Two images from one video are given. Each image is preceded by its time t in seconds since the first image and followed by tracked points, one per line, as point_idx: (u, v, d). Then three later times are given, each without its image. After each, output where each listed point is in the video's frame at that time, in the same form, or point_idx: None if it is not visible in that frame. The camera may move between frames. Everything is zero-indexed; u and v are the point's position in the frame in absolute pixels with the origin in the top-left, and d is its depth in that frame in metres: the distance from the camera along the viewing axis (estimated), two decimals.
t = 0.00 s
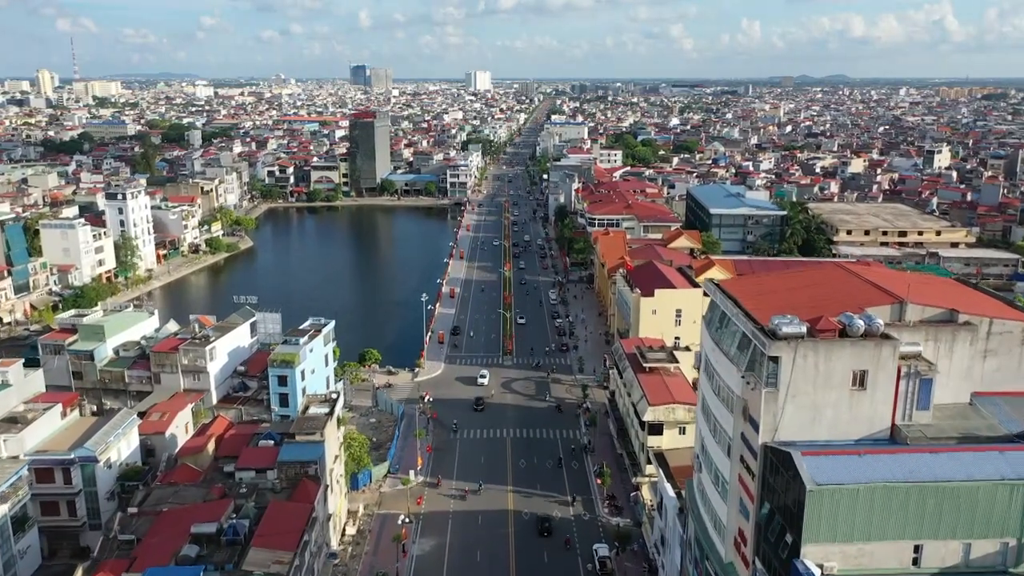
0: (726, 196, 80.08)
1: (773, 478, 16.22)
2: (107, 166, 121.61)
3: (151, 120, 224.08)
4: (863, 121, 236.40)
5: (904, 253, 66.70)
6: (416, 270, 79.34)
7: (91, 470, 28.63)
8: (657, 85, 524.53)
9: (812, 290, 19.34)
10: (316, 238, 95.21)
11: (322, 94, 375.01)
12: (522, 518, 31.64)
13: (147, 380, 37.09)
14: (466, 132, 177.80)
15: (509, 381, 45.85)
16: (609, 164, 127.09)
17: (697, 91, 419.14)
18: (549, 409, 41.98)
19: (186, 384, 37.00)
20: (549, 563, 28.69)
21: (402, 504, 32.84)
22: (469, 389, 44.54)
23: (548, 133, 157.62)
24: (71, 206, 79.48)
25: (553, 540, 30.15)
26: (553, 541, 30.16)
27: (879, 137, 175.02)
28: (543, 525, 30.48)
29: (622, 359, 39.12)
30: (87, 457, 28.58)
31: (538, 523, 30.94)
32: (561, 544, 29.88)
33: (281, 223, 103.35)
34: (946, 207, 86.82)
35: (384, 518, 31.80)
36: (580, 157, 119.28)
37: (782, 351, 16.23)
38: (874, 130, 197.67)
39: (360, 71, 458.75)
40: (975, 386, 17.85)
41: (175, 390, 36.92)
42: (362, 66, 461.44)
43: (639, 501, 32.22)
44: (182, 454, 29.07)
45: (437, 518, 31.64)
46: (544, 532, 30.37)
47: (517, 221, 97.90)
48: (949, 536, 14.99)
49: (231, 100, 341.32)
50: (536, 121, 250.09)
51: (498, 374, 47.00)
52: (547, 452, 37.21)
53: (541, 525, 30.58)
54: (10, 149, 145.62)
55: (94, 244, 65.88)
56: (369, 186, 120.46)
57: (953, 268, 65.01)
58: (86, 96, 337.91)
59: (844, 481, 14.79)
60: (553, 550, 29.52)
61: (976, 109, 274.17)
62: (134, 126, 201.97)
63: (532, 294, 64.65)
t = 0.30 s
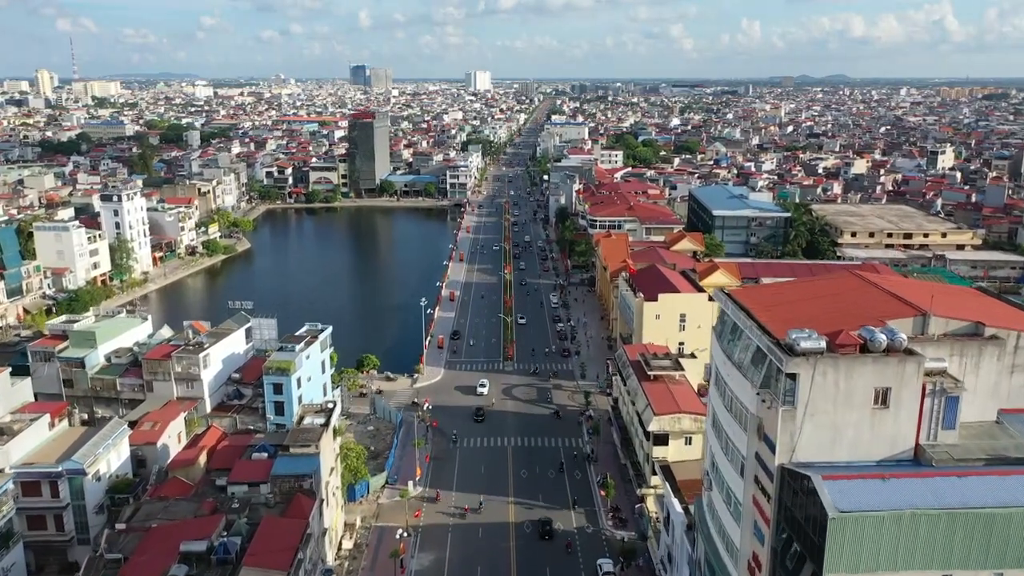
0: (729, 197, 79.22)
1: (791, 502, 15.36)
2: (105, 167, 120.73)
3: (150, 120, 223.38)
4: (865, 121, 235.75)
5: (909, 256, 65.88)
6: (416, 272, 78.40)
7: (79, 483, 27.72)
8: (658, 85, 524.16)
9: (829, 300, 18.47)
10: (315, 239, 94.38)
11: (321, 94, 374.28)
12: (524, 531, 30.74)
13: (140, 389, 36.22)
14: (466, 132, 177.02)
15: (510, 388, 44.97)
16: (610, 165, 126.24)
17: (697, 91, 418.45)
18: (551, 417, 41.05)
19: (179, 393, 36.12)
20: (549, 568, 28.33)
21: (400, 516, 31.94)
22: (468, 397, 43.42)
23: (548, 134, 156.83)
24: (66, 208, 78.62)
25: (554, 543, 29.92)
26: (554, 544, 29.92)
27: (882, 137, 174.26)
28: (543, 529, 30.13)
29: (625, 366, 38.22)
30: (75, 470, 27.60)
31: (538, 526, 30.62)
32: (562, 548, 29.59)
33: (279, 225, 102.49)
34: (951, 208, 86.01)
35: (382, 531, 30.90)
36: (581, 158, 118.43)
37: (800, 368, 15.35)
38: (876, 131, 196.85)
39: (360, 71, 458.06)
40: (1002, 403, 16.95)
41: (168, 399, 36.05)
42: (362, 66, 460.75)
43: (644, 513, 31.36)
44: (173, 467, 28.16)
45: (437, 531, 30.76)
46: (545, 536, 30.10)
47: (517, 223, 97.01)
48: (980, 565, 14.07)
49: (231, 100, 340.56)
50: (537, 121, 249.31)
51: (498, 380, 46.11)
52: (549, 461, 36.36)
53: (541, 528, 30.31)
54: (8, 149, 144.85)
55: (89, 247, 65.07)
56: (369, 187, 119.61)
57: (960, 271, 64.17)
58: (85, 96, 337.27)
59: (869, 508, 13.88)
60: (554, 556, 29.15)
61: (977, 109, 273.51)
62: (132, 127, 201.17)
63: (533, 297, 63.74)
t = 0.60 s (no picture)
0: (732, 199, 78.32)
1: (811, 528, 14.51)
2: (102, 168, 119.96)
3: (149, 120, 222.57)
4: (866, 121, 235.09)
5: (915, 258, 65.04)
6: (415, 275, 77.40)
7: (66, 497, 26.81)
8: (658, 85, 523.72)
9: (847, 312, 17.65)
10: (313, 241, 93.45)
11: (321, 95, 373.54)
12: (526, 545, 29.83)
13: (132, 397, 35.38)
14: (466, 133, 176.24)
15: (511, 394, 44.09)
16: (610, 166, 125.44)
17: (697, 91, 417.70)
18: (552, 424, 40.15)
19: (172, 401, 35.24)
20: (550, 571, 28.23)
21: (397, 529, 31.01)
22: (468, 404, 42.49)
23: (548, 135, 155.97)
24: (61, 210, 77.77)
25: (556, 546, 29.79)
26: (556, 547, 29.77)
27: (883, 137, 173.48)
28: (545, 531, 30.10)
29: (629, 373, 37.32)
30: (62, 483, 26.70)
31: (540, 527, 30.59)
32: (563, 552, 29.41)
33: (278, 227, 101.68)
34: (956, 209, 85.19)
35: (378, 545, 30.00)
36: (582, 159, 117.57)
37: (820, 387, 14.51)
38: (878, 131, 196.06)
39: (360, 71, 457.28)
40: None
41: (161, 407, 35.19)
42: (362, 66, 460.11)
43: (649, 526, 30.49)
44: (163, 480, 27.25)
45: (436, 546, 29.85)
46: (546, 538, 30.00)
47: (518, 224, 96.17)
48: None
49: (230, 100, 339.92)
50: (537, 122, 248.54)
51: (499, 386, 45.24)
52: (551, 470, 35.53)
53: (544, 531, 30.24)
54: (5, 150, 144.08)
55: (83, 250, 64.18)
56: (368, 188, 118.73)
57: (966, 274, 63.35)
58: (84, 96, 336.88)
59: (896, 538, 12.99)
60: (555, 558, 29.04)
61: (979, 109, 272.76)
62: (131, 127, 200.46)
63: (534, 301, 62.84)
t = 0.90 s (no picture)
0: (735, 201, 77.39)
1: (834, 558, 13.61)
2: (99, 169, 119.13)
3: (148, 121, 221.94)
4: (868, 122, 234.35)
5: (921, 260, 64.15)
6: (414, 277, 76.36)
7: (52, 511, 25.87)
8: (659, 85, 523.02)
9: (867, 325, 16.76)
10: (312, 243, 92.48)
11: (320, 95, 372.92)
12: (528, 559, 28.96)
13: (123, 406, 34.48)
14: (466, 133, 175.48)
15: (512, 401, 43.19)
16: (611, 166, 124.67)
17: (698, 91, 417.03)
18: (555, 433, 39.26)
19: (164, 410, 34.34)
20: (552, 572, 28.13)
21: (395, 543, 30.11)
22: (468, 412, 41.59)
23: (549, 135, 155.15)
24: (56, 211, 76.86)
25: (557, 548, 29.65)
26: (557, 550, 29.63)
27: (885, 138, 172.66)
28: (545, 535, 29.88)
29: (632, 381, 36.42)
30: (48, 497, 25.69)
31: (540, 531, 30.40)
32: (564, 554, 29.27)
33: (276, 228, 100.73)
34: (961, 211, 84.33)
35: (376, 560, 29.10)
36: (583, 159, 116.71)
37: (844, 408, 13.60)
38: (880, 131, 195.28)
39: (360, 71, 456.51)
40: None
41: (153, 416, 34.29)
42: (362, 66, 459.58)
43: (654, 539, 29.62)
44: (152, 495, 26.32)
45: (435, 560, 28.95)
46: (548, 541, 29.82)
47: (518, 226, 95.30)
48: None
49: (230, 100, 339.60)
50: (537, 122, 247.81)
51: (500, 393, 44.32)
52: (553, 480, 34.66)
53: (544, 534, 30.06)
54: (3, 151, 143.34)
55: (78, 253, 63.36)
56: (367, 189, 117.78)
57: (973, 277, 62.48)
58: (83, 96, 336.33)
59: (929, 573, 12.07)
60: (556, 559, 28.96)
61: (980, 109, 272.05)
62: (130, 128, 199.78)
63: (535, 304, 61.95)
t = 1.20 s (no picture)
0: (738, 202, 76.51)
1: None
2: (96, 170, 118.29)
3: (147, 120, 221.34)
4: (869, 122, 233.62)
5: (927, 263, 63.29)
6: (413, 280, 75.33)
7: (37, 527, 24.97)
8: (659, 85, 522.38)
9: (889, 340, 15.87)
10: (310, 245, 91.54)
11: (320, 96, 372.20)
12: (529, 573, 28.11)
13: (114, 415, 33.61)
14: (466, 134, 174.71)
15: (513, 407, 42.29)
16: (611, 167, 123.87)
17: (698, 91, 416.40)
18: (556, 440, 38.43)
19: (156, 419, 33.43)
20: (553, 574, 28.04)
21: (393, 556, 29.18)
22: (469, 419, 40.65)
23: (549, 136, 154.32)
24: (50, 213, 75.96)
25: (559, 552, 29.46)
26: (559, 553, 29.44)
27: (888, 138, 171.89)
28: (548, 537, 29.78)
29: (636, 389, 35.50)
30: (33, 513, 24.84)
31: (542, 534, 30.29)
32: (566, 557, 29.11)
33: (274, 230, 99.88)
34: (966, 212, 83.49)
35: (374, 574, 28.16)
36: (583, 160, 115.92)
37: (870, 432, 12.71)
38: (881, 131, 194.60)
39: (360, 71, 455.80)
40: None
41: (144, 425, 33.39)
42: (361, 66, 458.67)
43: (660, 553, 28.78)
44: (139, 512, 25.39)
45: None
46: (549, 545, 29.63)
47: (518, 227, 94.45)
48: None
49: (229, 100, 339.20)
50: (537, 122, 247.06)
51: (500, 399, 43.39)
52: (555, 491, 33.78)
53: (545, 538, 29.84)
54: None
55: (72, 255, 62.40)
56: (366, 190, 116.72)
57: (980, 280, 61.65)
58: (82, 96, 335.97)
59: None
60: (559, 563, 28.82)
61: (982, 109, 271.62)
62: (129, 128, 199.00)
63: (536, 308, 61.09)
